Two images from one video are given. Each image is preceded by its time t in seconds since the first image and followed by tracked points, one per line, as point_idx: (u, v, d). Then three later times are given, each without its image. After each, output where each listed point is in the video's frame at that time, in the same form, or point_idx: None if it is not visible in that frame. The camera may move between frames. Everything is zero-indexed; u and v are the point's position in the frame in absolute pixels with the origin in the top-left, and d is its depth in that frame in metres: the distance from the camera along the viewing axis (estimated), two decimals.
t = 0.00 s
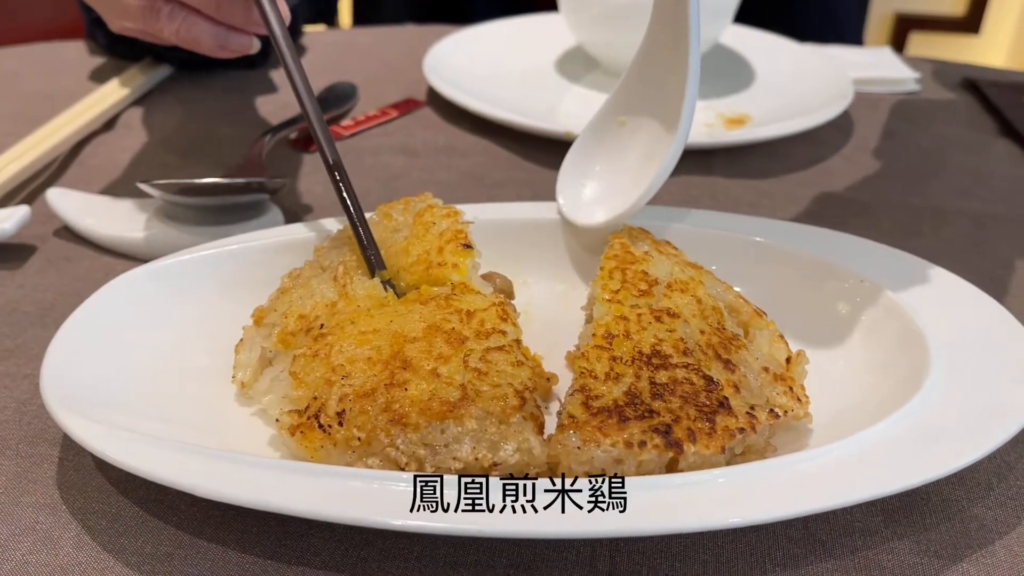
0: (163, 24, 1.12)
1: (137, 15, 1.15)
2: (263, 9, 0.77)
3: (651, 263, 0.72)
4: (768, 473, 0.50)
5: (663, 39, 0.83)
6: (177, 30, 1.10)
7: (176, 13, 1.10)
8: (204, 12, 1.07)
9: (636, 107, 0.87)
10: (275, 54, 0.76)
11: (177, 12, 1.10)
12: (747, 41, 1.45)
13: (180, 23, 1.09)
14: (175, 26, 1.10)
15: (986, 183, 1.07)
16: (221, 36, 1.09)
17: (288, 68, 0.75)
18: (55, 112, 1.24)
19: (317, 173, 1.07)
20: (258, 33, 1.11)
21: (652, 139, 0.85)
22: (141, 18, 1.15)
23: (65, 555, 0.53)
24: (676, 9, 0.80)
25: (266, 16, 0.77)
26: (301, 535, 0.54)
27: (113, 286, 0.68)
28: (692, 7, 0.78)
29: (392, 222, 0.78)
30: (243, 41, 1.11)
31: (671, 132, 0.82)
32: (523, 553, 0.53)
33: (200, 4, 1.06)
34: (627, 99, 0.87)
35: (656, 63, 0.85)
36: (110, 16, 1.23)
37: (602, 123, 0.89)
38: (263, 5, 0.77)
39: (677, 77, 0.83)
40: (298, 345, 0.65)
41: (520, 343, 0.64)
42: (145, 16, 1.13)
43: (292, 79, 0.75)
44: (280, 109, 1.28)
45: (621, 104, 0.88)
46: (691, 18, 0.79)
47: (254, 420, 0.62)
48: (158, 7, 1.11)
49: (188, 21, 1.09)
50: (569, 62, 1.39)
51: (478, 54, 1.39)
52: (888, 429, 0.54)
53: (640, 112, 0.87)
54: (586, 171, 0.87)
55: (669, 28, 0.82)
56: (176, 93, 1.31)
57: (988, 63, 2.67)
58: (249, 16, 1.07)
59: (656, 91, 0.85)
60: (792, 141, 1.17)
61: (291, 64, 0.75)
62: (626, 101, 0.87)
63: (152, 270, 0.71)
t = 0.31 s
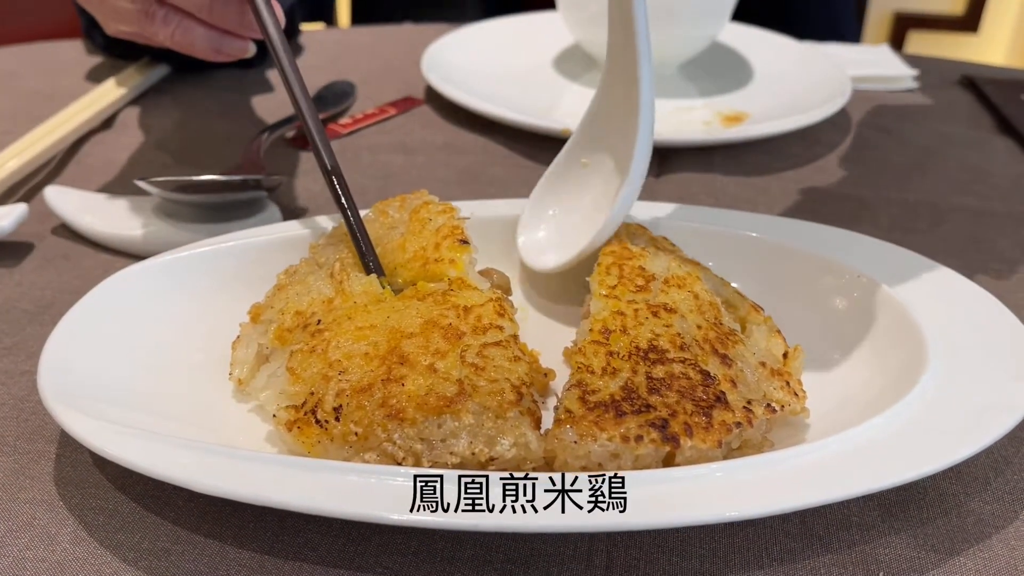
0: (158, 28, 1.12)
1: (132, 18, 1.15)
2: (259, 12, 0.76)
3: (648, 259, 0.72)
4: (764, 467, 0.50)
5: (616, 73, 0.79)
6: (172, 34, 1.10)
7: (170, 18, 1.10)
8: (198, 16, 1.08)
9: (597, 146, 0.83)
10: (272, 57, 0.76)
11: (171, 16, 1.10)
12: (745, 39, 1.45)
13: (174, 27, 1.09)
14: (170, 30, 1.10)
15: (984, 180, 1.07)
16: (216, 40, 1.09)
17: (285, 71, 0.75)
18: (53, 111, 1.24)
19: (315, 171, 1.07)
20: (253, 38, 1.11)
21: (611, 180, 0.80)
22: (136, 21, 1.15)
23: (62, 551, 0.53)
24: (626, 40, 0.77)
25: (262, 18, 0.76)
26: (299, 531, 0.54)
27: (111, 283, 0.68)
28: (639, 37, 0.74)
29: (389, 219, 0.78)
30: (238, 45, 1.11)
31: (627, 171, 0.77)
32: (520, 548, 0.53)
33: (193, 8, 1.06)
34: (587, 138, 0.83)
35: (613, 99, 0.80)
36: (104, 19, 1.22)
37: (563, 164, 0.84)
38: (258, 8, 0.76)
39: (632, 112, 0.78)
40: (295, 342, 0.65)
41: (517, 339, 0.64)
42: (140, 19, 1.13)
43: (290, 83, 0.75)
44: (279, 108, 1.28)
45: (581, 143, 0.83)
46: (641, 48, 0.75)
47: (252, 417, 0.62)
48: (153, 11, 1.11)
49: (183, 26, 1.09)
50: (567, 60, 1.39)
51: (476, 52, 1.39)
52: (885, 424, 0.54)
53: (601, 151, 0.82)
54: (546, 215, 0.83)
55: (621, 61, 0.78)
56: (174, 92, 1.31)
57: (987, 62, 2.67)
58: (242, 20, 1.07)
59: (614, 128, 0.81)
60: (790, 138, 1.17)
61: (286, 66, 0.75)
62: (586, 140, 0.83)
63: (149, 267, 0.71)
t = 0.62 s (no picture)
0: (159, 33, 1.12)
1: (133, 23, 1.14)
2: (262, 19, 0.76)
3: (652, 262, 0.72)
4: (770, 472, 0.50)
5: (578, 123, 0.77)
6: (173, 40, 1.10)
7: (171, 23, 1.10)
8: (200, 23, 1.08)
9: (562, 198, 0.79)
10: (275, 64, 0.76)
11: (173, 21, 1.10)
12: (746, 41, 1.45)
13: (176, 33, 1.10)
14: (172, 35, 1.10)
15: (985, 181, 1.07)
16: (218, 47, 1.11)
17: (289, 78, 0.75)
18: (55, 115, 1.24)
19: (317, 174, 1.07)
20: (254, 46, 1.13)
21: (576, 231, 0.75)
22: (137, 25, 1.14)
23: (68, 557, 0.53)
24: (585, 92, 0.75)
25: (264, 25, 0.77)
26: (304, 536, 0.54)
27: (115, 288, 0.68)
28: (597, 87, 0.73)
29: (392, 223, 0.78)
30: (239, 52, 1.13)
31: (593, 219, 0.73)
32: (525, 553, 0.53)
33: (194, 14, 1.06)
34: (552, 191, 0.79)
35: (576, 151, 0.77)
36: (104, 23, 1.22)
37: (529, 219, 0.80)
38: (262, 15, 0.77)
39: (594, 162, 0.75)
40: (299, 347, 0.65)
41: (522, 343, 0.64)
42: (141, 23, 1.13)
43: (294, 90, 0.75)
44: (280, 111, 1.28)
45: (547, 197, 0.79)
46: (600, 96, 0.74)
47: (256, 421, 0.62)
48: (154, 16, 1.11)
49: (184, 31, 1.10)
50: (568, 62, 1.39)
51: (478, 54, 1.40)
52: (889, 430, 0.54)
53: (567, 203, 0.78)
54: (513, 271, 0.79)
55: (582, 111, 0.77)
56: (176, 96, 1.32)
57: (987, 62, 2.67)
58: (245, 30, 1.07)
59: (578, 180, 0.77)
60: (792, 140, 1.17)
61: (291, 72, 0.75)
62: (551, 194, 0.79)
63: (154, 271, 0.71)
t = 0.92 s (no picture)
0: (173, 27, 1.11)
1: (147, 17, 1.14)
2: (274, 21, 0.77)
3: (653, 262, 0.72)
4: (771, 471, 0.50)
5: (597, 131, 0.77)
6: (185, 33, 1.09)
7: (184, 17, 1.09)
8: (214, 22, 1.07)
9: (571, 206, 0.79)
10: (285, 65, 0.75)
11: (186, 16, 1.09)
12: (746, 41, 1.45)
13: (188, 26, 1.09)
14: (184, 28, 1.09)
15: (985, 180, 1.07)
16: (230, 44, 1.10)
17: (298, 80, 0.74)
18: (56, 116, 1.25)
19: (319, 175, 1.07)
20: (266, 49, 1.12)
21: (587, 240, 0.75)
22: (151, 19, 1.14)
23: (71, 557, 0.53)
24: (608, 102, 0.75)
25: (276, 29, 0.77)
26: (306, 536, 0.54)
27: (119, 288, 0.68)
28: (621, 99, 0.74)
29: (396, 224, 0.78)
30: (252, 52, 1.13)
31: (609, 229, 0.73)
32: (527, 552, 0.53)
33: (208, 14, 1.04)
34: (562, 198, 0.79)
35: (591, 159, 0.77)
36: (119, 19, 1.24)
37: (535, 224, 0.80)
38: (274, 17, 0.76)
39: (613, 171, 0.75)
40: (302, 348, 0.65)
41: (524, 343, 0.64)
42: (154, 16, 1.13)
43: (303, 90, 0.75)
44: (281, 113, 1.28)
45: (555, 203, 0.79)
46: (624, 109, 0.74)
47: (258, 421, 0.62)
48: (168, 10, 1.11)
49: (197, 25, 1.09)
50: (568, 63, 1.39)
51: (478, 55, 1.40)
52: (890, 428, 0.54)
53: (574, 212, 0.78)
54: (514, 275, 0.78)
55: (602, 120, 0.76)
56: (177, 97, 1.32)
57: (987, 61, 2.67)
58: (258, 32, 1.06)
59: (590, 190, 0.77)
60: (792, 140, 1.17)
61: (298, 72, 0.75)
62: (560, 200, 0.79)
63: (157, 271, 0.72)
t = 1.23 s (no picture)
0: (179, 35, 1.12)
1: (155, 26, 1.16)
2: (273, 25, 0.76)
3: (651, 260, 0.72)
4: (768, 469, 0.50)
5: (601, 133, 0.77)
6: (190, 41, 1.10)
7: (189, 25, 1.10)
8: (215, 27, 1.07)
9: (569, 209, 0.78)
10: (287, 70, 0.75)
11: (190, 23, 1.10)
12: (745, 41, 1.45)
13: (191, 33, 1.09)
14: (188, 35, 1.10)
15: (983, 179, 1.07)
16: (234, 48, 1.10)
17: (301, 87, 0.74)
18: (56, 118, 1.25)
19: (318, 176, 1.07)
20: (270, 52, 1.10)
21: (586, 242, 0.75)
22: (159, 29, 1.16)
23: (71, 555, 0.53)
24: (616, 107, 0.75)
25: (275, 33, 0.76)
26: (306, 534, 0.55)
27: (119, 288, 0.69)
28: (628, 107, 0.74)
29: (399, 220, 0.79)
30: (256, 56, 1.11)
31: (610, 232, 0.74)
32: (526, 549, 0.54)
33: (209, 20, 1.05)
34: (560, 200, 0.78)
35: (594, 161, 0.77)
36: (126, 28, 1.25)
37: (532, 226, 0.80)
38: (272, 20, 0.76)
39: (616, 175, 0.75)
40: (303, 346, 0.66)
41: (523, 342, 0.64)
42: (161, 26, 1.14)
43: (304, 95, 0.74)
44: (280, 113, 1.28)
45: (554, 205, 0.79)
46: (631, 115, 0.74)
47: (258, 420, 0.63)
48: (173, 18, 1.12)
49: (200, 32, 1.09)
50: (568, 63, 1.39)
51: (477, 55, 1.40)
52: (887, 426, 0.54)
53: (573, 216, 0.78)
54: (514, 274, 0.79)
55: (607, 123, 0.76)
56: (177, 98, 1.32)
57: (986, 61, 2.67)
58: (258, 35, 1.05)
59: (591, 195, 0.77)
60: (790, 139, 1.18)
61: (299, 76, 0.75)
62: (558, 202, 0.79)
63: (157, 271, 0.72)
